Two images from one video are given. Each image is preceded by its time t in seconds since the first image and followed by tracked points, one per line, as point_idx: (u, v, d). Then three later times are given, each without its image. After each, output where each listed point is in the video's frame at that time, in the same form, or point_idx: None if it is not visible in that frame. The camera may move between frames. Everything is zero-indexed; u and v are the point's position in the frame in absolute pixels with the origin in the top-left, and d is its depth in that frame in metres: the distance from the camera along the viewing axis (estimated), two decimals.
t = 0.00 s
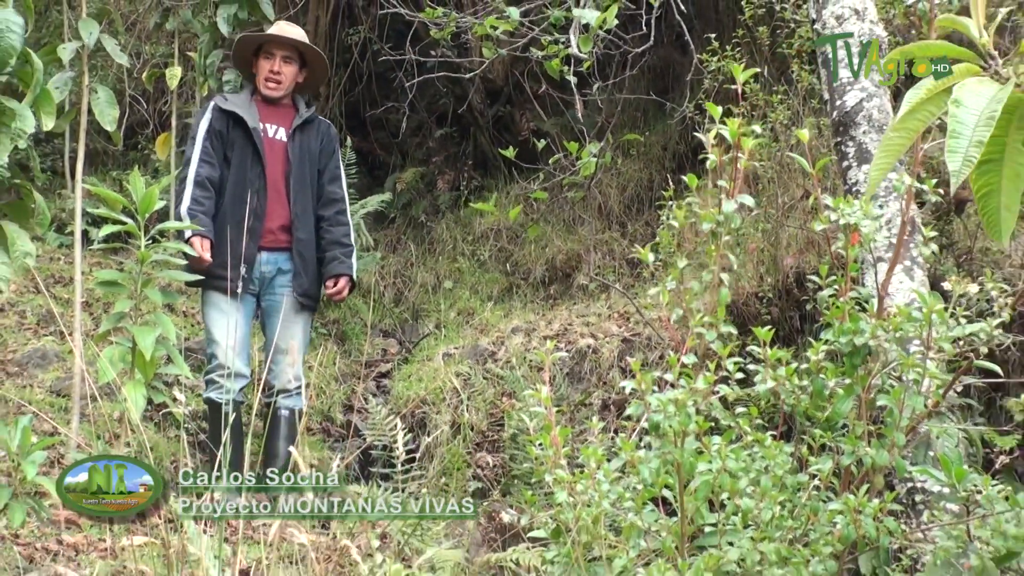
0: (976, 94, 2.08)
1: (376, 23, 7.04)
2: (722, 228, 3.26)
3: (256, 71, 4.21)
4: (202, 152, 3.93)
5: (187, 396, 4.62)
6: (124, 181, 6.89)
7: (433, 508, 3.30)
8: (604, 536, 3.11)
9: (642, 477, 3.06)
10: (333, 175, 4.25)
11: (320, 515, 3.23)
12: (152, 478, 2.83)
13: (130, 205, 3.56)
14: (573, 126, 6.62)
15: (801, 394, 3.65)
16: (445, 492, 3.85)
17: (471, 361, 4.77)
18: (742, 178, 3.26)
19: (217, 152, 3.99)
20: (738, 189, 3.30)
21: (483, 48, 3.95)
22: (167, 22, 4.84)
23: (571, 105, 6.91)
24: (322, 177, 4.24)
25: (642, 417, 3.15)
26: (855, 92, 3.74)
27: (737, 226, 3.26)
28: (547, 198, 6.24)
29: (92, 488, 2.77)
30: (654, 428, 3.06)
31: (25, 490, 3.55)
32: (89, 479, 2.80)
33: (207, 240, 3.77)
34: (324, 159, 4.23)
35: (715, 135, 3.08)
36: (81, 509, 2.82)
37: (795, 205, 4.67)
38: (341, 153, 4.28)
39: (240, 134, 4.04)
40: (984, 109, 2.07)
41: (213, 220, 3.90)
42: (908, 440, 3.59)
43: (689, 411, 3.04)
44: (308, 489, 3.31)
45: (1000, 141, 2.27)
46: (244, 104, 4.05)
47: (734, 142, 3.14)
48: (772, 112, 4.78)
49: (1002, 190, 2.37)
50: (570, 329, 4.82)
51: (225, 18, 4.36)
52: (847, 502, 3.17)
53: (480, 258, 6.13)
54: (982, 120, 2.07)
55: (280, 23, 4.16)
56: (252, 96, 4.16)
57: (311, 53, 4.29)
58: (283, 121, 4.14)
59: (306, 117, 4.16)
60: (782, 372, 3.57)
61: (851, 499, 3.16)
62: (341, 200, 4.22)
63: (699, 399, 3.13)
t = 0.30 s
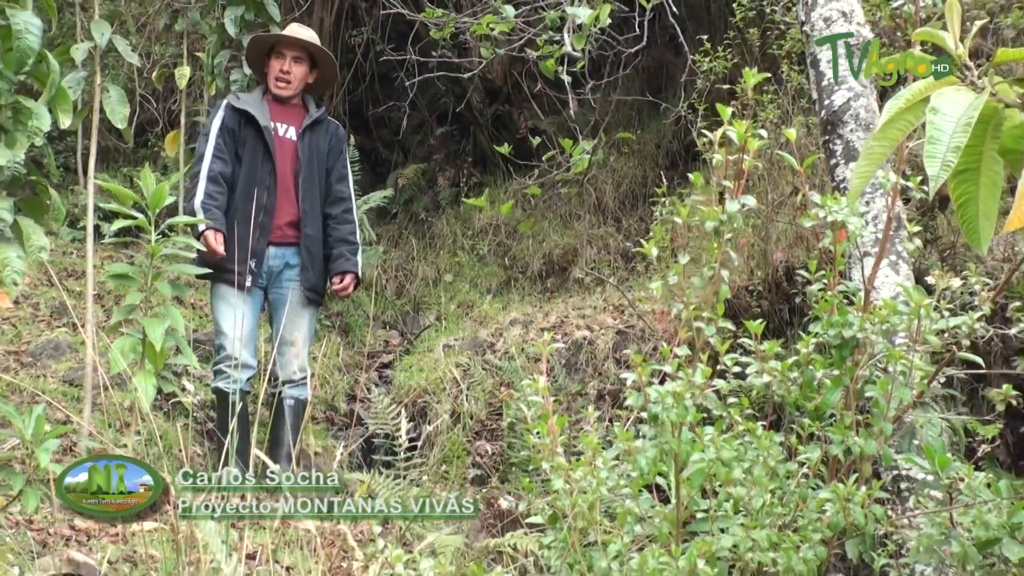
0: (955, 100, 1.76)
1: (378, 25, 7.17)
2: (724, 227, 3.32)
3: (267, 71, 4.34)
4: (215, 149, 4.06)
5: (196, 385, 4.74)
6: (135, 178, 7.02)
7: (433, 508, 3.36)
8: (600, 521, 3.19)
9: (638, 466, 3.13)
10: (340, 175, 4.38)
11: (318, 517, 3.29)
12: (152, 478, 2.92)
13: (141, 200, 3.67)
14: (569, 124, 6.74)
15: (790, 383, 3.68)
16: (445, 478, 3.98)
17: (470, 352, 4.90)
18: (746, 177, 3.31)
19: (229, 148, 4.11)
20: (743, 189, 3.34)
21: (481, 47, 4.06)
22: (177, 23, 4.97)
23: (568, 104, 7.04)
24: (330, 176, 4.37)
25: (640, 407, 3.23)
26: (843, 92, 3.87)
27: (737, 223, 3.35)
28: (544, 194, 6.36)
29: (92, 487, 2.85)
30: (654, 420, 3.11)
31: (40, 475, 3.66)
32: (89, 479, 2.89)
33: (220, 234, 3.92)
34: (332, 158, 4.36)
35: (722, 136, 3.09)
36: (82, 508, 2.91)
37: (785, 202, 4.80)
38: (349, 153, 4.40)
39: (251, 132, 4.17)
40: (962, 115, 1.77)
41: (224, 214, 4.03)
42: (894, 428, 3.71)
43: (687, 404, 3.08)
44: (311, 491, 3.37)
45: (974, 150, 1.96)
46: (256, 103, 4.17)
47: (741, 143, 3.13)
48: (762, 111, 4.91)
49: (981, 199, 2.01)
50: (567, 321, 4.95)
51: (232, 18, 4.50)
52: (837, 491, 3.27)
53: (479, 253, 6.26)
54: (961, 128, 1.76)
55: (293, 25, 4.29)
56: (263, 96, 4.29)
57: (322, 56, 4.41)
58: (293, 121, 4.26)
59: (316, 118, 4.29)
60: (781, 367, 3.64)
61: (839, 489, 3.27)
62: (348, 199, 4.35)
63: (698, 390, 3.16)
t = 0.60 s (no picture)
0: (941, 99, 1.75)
1: (381, 27, 7.30)
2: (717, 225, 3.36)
3: (276, 72, 4.45)
4: (225, 147, 4.18)
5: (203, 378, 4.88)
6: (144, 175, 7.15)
7: (431, 508, 3.36)
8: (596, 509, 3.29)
9: (637, 458, 3.19)
10: (347, 174, 4.50)
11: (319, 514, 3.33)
12: (152, 478, 2.91)
13: (150, 198, 3.79)
14: (565, 123, 6.87)
15: (779, 375, 3.75)
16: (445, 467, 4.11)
17: (469, 345, 5.04)
18: (748, 179, 3.23)
19: (239, 147, 4.23)
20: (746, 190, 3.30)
21: (480, 50, 4.18)
22: (184, 25, 5.09)
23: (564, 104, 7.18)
24: (337, 175, 4.49)
25: (638, 400, 3.31)
26: (830, 94, 3.99)
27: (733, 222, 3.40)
28: (541, 191, 6.48)
29: (92, 487, 2.85)
30: (654, 413, 3.23)
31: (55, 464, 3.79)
32: (89, 478, 2.89)
33: (230, 230, 4.04)
34: (339, 158, 4.48)
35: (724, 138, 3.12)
36: (81, 508, 2.90)
37: (775, 200, 4.94)
38: (355, 153, 4.52)
39: (261, 131, 4.29)
40: (951, 114, 1.76)
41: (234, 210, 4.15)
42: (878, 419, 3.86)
43: (685, 398, 3.21)
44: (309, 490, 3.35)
45: (959, 152, 1.92)
46: (266, 103, 4.29)
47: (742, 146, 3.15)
48: (752, 110, 5.04)
49: (962, 203, 1.97)
50: (563, 315, 5.08)
51: (239, 21, 4.63)
52: (825, 480, 3.39)
53: (478, 248, 6.39)
54: (950, 126, 1.75)
55: (301, 28, 4.41)
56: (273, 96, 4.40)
57: (329, 58, 4.53)
58: (301, 121, 4.38)
59: (324, 118, 4.40)
60: (774, 363, 3.72)
61: (828, 477, 3.38)
62: (354, 198, 4.47)
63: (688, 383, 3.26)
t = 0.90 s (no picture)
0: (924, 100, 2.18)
1: (382, 27, 7.43)
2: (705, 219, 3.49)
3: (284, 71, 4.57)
4: (233, 143, 4.30)
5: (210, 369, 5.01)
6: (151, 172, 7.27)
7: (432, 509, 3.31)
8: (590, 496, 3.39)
9: (626, 445, 3.32)
10: (351, 172, 4.61)
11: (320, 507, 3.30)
12: (152, 477, 2.79)
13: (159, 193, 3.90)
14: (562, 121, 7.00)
15: (768, 365, 3.88)
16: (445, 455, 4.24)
17: (468, 336, 5.16)
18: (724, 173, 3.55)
19: (247, 144, 4.35)
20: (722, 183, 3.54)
21: (479, 50, 4.30)
22: (191, 26, 5.22)
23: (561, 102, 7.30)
24: (342, 173, 4.61)
25: (626, 390, 3.40)
26: (819, 92, 4.11)
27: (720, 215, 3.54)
28: (538, 186, 6.60)
29: (92, 487, 2.73)
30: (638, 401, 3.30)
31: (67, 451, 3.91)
32: (89, 478, 2.78)
33: (238, 225, 4.17)
34: (344, 156, 4.60)
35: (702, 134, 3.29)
36: (81, 509, 2.79)
37: (765, 195, 5.06)
38: (360, 152, 4.64)
39: (269, 129, 4.41)
40: (932, 112, 2.16)
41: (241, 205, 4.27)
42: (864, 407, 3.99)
43: (670, 386, 3.27)
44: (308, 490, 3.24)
45: (947, 144, 2.42)
46: (273, 102, 4.41)
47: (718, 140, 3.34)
48: (743, 108, 5.17)
49: (950, 192, 2.48)
50: (559, 307, 5.21)
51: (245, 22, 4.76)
52: (813, 467, 3.47)
53: (477, 242, 6.50)
54: (932, 124, 2.15)
55: (308, 28, 4.52)
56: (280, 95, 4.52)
57: (335, 58, 4.64)
58: (308, 119, 4.49)
59: (329, 117, 4.52)
60: (762, 353, 3.83)
61: (815, 464, 3.47)
62: (358, 195, 4.59)
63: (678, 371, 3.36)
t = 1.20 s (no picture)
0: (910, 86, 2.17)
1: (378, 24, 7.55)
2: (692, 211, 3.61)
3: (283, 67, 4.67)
4: (234, 136, 4.42)
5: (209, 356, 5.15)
6: (153, 165, 7.40)
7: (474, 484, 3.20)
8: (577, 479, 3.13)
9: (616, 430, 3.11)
10: (348, 165, 4.73)
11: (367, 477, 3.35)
12: (521, 476, 2.50)
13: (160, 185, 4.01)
14: (553, 116, 7.12)
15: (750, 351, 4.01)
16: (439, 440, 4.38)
17: (461, 324, 5.30)
18: (712, 166, 3.59)
19: (247, 136, 4.47)
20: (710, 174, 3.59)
21: (472, 47, 4.43)
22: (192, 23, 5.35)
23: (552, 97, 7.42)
24: (339, 166, 4.72)
25: (616, 376, 3.21)
26: (803, 87, 4.21)
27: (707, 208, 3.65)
28: (530, 179, 6.72)
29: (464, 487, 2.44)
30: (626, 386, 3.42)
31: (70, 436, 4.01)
32: (457, 478, 2.47)
33: (237, 215, 4.29)
34: (341, 149, 4.71)
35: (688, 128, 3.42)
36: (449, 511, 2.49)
37: (750, 187, 5.20)
38: (357, 146, 4.76)
39: (268, 122, 4.52)
40: (917, 99, 2.17)
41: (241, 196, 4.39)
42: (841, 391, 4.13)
43: (660, 371, 3.11)
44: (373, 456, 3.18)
45: (930, 128, 2.38)
46: (273, 96, 4.52)
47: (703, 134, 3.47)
48: (731, 103, 5.30)
49: (934, 173, 2.46)
50: (551, 296, 5.34)
51: (245, 20, 4.89)
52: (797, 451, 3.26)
53: (470, 233, 6.63)
54: (916, 109, 2.16)
55: (307, 25, 4.62)
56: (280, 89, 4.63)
57: (334, 54, 4.74)
58: (306, 114, 4.61)
59: (327, 112, 4.62)
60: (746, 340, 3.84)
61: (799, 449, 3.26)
62: (355, 188, 4.70)
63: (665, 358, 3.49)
